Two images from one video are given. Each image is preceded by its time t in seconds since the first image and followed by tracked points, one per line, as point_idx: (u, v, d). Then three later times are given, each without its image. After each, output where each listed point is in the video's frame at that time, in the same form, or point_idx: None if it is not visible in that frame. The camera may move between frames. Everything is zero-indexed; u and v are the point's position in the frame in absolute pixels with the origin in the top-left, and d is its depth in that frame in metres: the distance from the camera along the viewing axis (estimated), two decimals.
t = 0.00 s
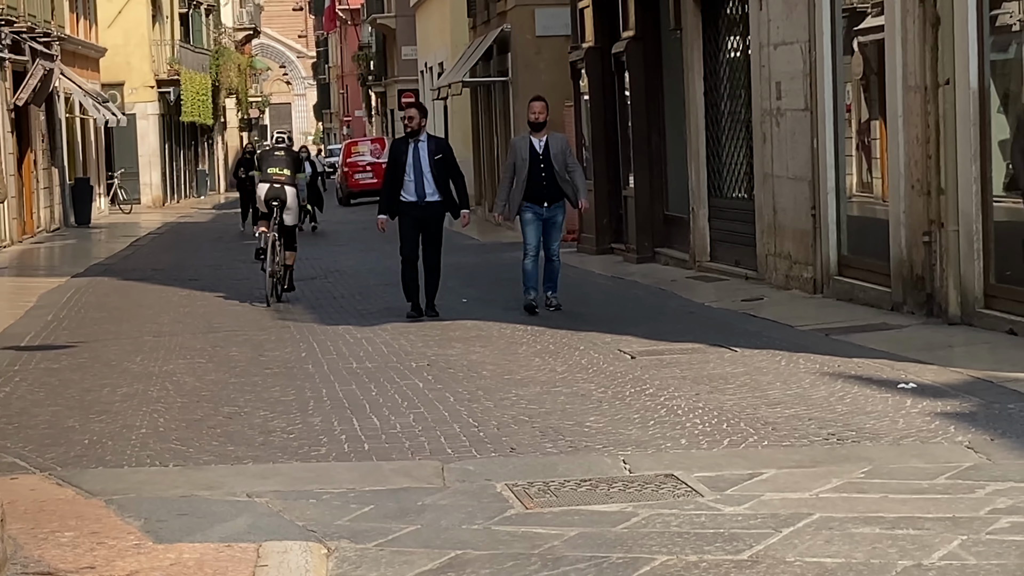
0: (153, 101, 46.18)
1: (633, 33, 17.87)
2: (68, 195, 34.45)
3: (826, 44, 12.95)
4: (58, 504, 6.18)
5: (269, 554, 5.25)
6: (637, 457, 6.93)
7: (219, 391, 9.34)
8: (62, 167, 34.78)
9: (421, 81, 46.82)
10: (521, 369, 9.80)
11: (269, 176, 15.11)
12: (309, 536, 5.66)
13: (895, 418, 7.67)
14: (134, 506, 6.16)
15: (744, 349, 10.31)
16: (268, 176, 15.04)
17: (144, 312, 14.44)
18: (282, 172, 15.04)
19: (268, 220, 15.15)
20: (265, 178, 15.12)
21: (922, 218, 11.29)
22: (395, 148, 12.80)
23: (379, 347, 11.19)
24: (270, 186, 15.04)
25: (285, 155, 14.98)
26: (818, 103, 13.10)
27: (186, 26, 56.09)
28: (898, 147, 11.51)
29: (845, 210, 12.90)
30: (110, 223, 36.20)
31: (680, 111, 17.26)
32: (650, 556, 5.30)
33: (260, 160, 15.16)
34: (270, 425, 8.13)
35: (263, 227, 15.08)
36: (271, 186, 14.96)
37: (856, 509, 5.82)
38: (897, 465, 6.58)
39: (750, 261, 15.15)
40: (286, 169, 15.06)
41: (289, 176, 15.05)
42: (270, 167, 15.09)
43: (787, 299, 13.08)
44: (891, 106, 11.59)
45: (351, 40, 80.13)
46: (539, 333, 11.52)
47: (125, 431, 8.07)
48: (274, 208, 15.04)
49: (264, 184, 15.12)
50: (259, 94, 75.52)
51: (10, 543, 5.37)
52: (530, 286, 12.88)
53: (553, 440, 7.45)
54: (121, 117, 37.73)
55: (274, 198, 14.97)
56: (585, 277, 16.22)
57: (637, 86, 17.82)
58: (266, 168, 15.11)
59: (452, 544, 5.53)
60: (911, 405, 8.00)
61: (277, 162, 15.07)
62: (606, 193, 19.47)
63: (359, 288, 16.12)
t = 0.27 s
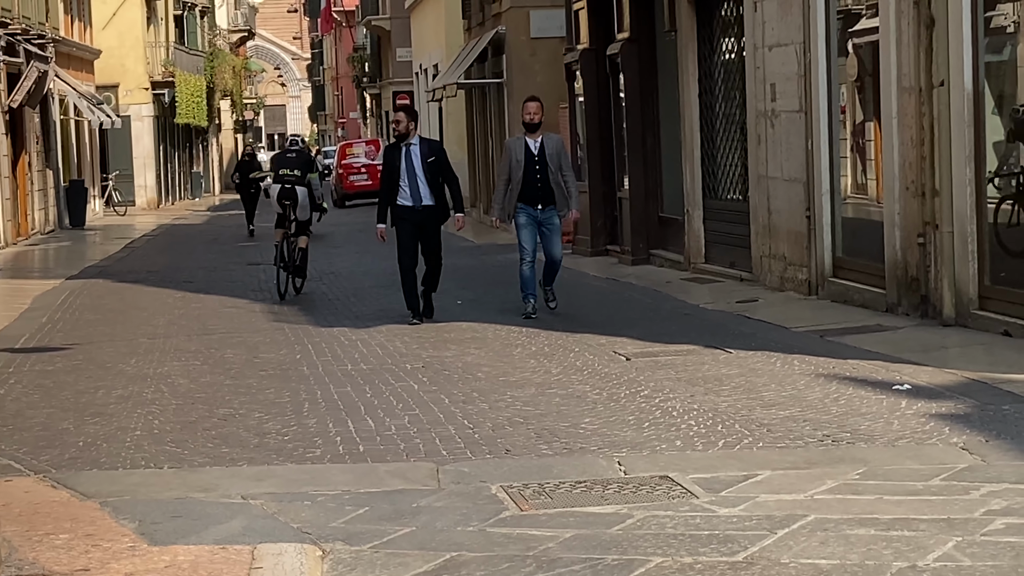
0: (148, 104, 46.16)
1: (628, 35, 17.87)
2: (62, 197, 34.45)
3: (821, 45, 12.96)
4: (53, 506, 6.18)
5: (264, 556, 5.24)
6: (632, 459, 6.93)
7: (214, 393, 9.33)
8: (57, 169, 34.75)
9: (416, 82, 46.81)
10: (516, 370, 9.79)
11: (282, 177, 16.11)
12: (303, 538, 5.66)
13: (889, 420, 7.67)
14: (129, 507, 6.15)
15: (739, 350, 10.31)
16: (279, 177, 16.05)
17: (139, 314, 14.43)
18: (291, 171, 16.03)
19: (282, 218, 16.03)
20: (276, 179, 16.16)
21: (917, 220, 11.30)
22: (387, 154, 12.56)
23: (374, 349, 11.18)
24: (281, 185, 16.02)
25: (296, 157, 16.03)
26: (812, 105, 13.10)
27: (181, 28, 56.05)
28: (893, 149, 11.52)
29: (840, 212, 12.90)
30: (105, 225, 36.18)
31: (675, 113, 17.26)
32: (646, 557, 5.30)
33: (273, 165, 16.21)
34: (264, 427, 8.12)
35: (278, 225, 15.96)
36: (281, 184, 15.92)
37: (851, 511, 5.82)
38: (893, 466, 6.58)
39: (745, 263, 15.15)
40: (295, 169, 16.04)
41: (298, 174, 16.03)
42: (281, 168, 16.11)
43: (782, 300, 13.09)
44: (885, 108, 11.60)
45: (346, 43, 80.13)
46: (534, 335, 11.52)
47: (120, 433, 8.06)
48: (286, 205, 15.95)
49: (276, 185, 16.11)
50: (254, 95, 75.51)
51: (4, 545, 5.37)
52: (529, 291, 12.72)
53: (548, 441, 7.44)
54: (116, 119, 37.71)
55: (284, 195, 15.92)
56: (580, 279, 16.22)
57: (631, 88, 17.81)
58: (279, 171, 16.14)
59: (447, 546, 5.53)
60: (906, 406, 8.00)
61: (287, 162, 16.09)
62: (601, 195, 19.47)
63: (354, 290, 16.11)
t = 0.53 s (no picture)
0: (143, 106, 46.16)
1: (623, 38, 17.88)
2: (57, 200, 34.42)
3: (816, 48, 12.97)
4: (48, 509, 6.17)
5: (259, 559, 5.24)
6: (628, 462, 6.93)
7: (210, 396, 9.32)
8: (53, 171, 34.72)
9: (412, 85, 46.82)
10: (511, 373, 9.79)
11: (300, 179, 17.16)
12: (299, 541, 5.65)
13: (884, 423, 7.67)
14: (124, 510, 6.14)
15: (735, 353, 10.31)
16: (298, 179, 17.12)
17: (134, 317, 14.41)
18: (308, 174, 17.07)
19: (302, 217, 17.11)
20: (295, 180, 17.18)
21: (912, 223, 11.30)
22: (386, 149, 12.39)
23: (369, 352, 11.17)
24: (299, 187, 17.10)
25: (312, 160, 17.01)
26: (807, 108, 13.11)
27: (176, 31, 56.04)
28: (889, 152, 11.52)
29: (835, 215, 12.90)
30: (100, 227, 36.15)
31: (670, 116, 17.26)
32: (640, 560, 5.30)
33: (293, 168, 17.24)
34: (260, 430, 8.11)
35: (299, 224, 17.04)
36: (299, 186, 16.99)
37: (847, 514, 5.82)
38: (888, 469, 6.59)
39: (740, 266, 15.16)
40: (311, 171, 17.04)
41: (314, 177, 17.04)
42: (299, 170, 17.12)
43: (777, 303, 13.10)
44: (881, 111, 11.60)
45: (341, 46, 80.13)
46: (530, 338, 11.51)
47: (115, 436, 8.05)
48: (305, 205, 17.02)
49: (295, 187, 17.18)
50: (250, 98, 75.49)
51: None
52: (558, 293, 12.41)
53: (544, 444, 7.44)
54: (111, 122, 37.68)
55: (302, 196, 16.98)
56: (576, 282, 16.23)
57: (626, 91, 17.82)
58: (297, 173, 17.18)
59: (442, 549, 5.53)
60: (901, 409, 8.01)
61: (305, 165, 17.06)
62: (597, 198, 19.47)
63: (349, 293, 16.12)
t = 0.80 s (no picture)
0: (140, 109, 46.20)
1: (620, 42, 17.89)
2: (53, 203, 34.41)
3: (813, 53, 12.98)
4: (43, 512, 6.17)
5: (255, 563, 5.23)
6: (623, 466, 6.93)
7: (205, 400, 9.31)
8: (49, 174, 34.71)
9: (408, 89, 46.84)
10: (507, 378, 9.78)
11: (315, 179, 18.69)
12: (294, 545, 5.65)
13: (881, 428, 7.67)
14: (120, 514, 6.14)
15: (731, 357, 10.31)
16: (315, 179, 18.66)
17: (129, 320, 14.40)
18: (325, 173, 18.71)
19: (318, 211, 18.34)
20: (311, 183, 18.69)
21: (908, 227, 11.31)
22: (389, 154, 12.20)
23: (365, 355, 11.17)
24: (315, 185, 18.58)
25: (328, 160, 18.76)
26: (804, 112, 13.12)
27: (173, 34, 56.02)
28: (885, 157, 11.53)
29: (832, 219, 12.91)
30: (97, 231, 36.14)
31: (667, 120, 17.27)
32: (636, 565, 5.30)
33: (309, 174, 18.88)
34: (255, 434, 8.11)
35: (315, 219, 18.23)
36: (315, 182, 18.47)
37: (842, 518, 5.82)
38: (883, 474, 6.59)
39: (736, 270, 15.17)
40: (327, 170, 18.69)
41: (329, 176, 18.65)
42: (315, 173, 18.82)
43: (773, 308, 13.10)
44: (877, 116, 11.62)
45: (338, 49, 80.20)
46: (525, 342, 11.51)
47: (111, 439, 8.05)
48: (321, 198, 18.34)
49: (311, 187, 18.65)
50: (247, 102, 75.52)
51: None
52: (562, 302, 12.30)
53: (540, 448, 7.44)
54: (107, 125, 37.68)
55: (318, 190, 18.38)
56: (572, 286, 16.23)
57: (622, 94, 17.82)
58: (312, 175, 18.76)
59: (438, 553, 5.53)
60: (897, 413, 8.01)
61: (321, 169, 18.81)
62: (593, 202, 19.47)
63: (346, 296, 16.16)
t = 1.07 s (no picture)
0: (135, 114, 46.19)
1: (616, 47, 17.91)
2: (49, 207, 34.40)
3: (808, 58, 12.99)
4: (38, 516, 6.16)
5: (249, 567, 5.23)
6: (618, 471, 6.93)
7: (200, 404, 9.30)
8: (44, 178, 34.71)
9: (404, 93, 46.86)
10: (502, 382, 9.78)
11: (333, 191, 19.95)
12: (289, 549, 5.64)
13: (875, 433, 7.68)
14: (114, 518, 6.13)
15: (726, 362, 10.32)
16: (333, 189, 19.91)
17: (125, 325, 14.39)
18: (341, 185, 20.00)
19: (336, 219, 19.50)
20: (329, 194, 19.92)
21: (903, 233, 11.32)
22: (390, 154, 12.02)
23: (360, 360, 11.17)
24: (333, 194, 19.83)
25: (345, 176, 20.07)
26: (799, 117, 13.13)
27: (169, 38, 56.02)
28: (880, 163, 11.54)
29: (827, 224, 12.91)
30: (91, 234, 36.12)
31: (662, 125, 17.28)
32: (631, 569, 5.30)
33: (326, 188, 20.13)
34: (250, 438, 8.10)
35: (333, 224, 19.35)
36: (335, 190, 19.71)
37: (837, 523, 5.82)
38: (878, 479, 6.59)
39: (731, 275, 15.17)
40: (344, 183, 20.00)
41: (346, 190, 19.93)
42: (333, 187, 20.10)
43: (768, 313, 13.11)
44: (873, 121, 11.63)
45: (334, 54, 80.24)
46: (520, 347, 11.51)
47: (105, 443, 8.04)
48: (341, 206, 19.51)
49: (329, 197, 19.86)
50: (242, 106, 75.51)
51: None
52: (552, 308, 12.14)
53: (535, 453, 7.44)
54: (103, 129, 37.67)
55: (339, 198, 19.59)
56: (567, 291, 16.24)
57: (618, 99, 17.84)
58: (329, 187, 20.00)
59: (432, 558, 5.52)
60: (892, 419, 8.01)
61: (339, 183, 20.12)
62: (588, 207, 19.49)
63: (341, 300, 16.15)
